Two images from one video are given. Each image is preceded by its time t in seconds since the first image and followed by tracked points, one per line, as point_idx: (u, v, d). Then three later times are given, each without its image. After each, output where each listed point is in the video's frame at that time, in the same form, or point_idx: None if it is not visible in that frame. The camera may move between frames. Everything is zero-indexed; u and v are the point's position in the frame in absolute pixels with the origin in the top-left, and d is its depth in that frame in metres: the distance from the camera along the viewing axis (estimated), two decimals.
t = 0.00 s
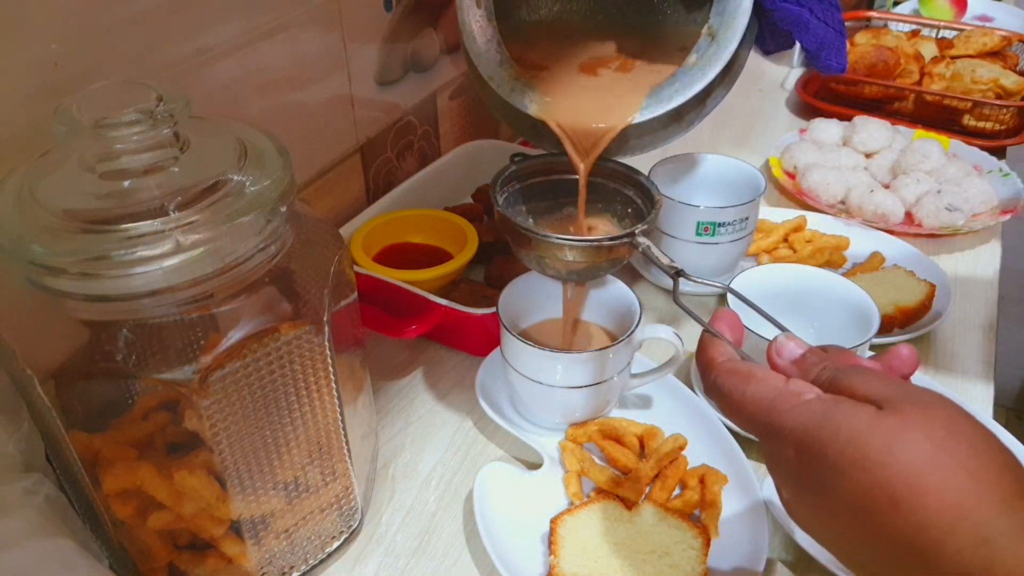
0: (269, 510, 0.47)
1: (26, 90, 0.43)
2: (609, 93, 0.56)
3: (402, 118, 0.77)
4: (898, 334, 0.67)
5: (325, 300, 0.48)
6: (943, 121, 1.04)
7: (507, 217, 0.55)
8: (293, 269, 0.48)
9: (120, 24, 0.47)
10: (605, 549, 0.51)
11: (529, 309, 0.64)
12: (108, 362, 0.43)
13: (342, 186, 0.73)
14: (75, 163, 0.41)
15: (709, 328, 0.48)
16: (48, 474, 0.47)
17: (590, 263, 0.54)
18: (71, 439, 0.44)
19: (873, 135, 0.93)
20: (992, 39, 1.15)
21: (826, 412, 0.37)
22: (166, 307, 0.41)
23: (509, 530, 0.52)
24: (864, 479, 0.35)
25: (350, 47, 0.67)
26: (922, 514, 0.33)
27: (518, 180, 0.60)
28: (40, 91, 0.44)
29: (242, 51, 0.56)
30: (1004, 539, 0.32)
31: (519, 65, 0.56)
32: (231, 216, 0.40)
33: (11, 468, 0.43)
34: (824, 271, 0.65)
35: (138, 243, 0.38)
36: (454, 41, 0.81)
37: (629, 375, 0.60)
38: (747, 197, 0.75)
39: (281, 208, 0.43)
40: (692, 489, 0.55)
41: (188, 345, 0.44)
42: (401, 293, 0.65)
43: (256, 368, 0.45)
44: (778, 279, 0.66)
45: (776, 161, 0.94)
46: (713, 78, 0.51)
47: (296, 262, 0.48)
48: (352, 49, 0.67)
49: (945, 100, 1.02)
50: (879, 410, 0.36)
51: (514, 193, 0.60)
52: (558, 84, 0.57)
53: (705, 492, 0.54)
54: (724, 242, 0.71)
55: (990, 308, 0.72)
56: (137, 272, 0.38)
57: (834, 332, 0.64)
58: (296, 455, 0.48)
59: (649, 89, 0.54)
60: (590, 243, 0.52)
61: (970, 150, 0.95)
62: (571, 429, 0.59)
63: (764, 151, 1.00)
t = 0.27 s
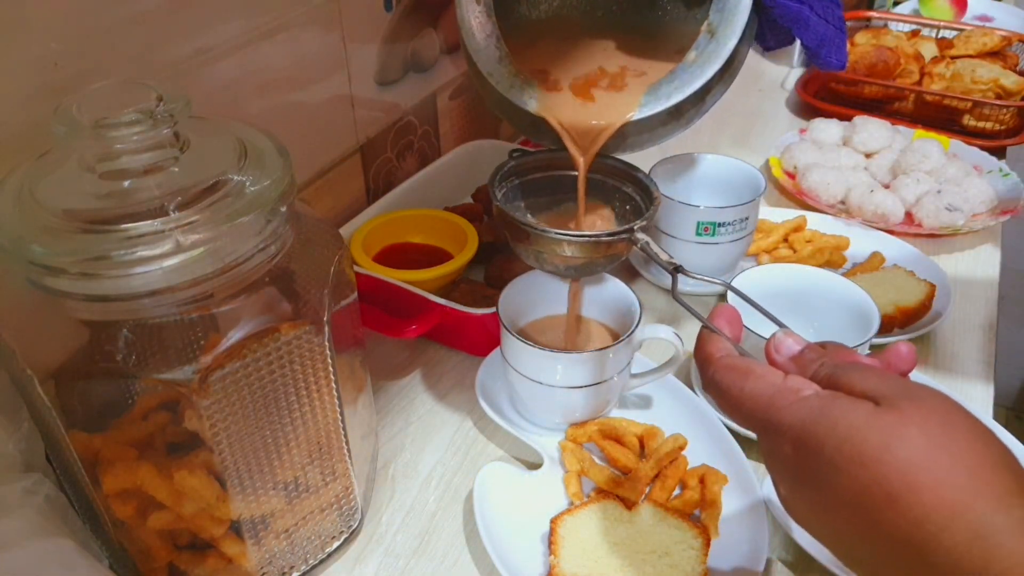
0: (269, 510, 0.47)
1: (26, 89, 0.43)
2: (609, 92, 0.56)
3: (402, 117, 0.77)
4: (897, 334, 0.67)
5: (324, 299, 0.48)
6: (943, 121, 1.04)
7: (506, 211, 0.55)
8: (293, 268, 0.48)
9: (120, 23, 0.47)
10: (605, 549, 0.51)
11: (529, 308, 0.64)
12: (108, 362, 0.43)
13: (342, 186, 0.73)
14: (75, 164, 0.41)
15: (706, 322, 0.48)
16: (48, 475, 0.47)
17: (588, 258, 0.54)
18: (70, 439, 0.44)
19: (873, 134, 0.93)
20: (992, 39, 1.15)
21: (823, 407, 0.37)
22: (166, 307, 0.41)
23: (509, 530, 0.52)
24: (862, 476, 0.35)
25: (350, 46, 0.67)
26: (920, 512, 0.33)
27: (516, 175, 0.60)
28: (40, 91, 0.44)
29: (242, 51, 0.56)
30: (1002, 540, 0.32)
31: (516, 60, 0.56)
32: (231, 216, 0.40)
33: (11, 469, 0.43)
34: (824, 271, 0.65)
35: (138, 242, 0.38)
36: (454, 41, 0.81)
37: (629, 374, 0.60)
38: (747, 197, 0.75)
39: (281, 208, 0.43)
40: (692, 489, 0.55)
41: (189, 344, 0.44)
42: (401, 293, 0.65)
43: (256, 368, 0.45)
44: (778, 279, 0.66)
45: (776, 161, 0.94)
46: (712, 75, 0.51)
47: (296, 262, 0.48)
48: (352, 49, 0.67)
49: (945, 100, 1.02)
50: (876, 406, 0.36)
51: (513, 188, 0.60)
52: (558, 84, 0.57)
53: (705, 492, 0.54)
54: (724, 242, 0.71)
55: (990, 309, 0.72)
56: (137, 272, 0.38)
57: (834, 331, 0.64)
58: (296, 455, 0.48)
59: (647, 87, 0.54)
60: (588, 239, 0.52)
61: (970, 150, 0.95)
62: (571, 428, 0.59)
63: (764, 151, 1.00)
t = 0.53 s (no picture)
0: (270, 510, 0.47)
1: (26, 90, 0.43)
2: (606, 94, 0.56)
3: (402, 118, 0.77)
4: (898, 334, 0.67)
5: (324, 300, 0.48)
6: (943, 121, 1.04)
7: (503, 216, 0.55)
8: (292, 269, 0.48)
9: (120, 24, 0.47)
10: (605, 549, 0.51)
11: (528, 309, 0.64)
12: (108, 361, 0.43)
13: (342, 187, 0.73)
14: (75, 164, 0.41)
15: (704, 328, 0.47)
16: (49, 475, 0.47)
17: (585, 262, 0.54)
18: (70, 439, 0.44)
19: (873, 134, 0.93)
20: (992, 39, 1.15)
21: (820, 414, 0.37)
22: (166, 307, 0.41)
23: (509, 530, 0.52)
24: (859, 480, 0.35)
25: (350, 47, 0.67)
26: (916, 516, 0.33)
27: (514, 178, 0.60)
28: (40, 91, 0.44)
29: (241, 51, 0.56)
30: (999, 539, 0.32)
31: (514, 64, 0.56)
32: (230, 216, 0.40)
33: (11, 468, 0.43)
34: (824, 271, 0.65)
35: (138, 242, 0.38)
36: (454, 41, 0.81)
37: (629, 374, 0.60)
38: (746, 197, 0.75)
39: (281, 208, 0.43)
40: (692, 489, 0.55)
41: (189, 344, 0.44)
42: (401, 293, 0.65)
43: (256, 368, 0.45)
44: (778, 279, 0.66)
45: (776, 161, 0.94)
46: (708, 78, 0.51)
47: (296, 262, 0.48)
48: (351, 49, 0.67)
49: (945, 100, 1.02)
50: (872, 411, 0.36)
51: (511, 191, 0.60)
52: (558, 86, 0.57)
53: (705, 492, 0.54)
54: (724, 242, 0.71)
55: (990, 308, 0.72)
56: (137, 272, 0.38)
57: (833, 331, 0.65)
58: (296, 455, 0.48)
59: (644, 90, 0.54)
60: (584, 243, 0.52)
61: (970, 150, 0.95)
62: (571, 429, 0.59)
63: (764, 151, 1.00)
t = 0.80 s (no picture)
0: (269, 510, 0.47)
1: (26, 90, 0.43)
2: (606, 99, 0.56)
3: (402, 117, 0.77)
4: (897, 334, 0.67)
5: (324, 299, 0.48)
6: (943, 121, 1.04)
7: (504, 218, 0.55)
8: (293, 269, 0.48)
9: (120, 24, 0.47)
10: (605, 549, 0.51)
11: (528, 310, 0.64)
12: (108, 361, 0.43)
13: (342, 186, 0.73)
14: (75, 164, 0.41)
15: (705, 331, 0.47)
16: (48, 475, 0.47)
17: (586, 265, 0.55)
18: (70, 439, 0.44)
19: (873, 134, 0.93)
20: (992, 39, 1.15)
21: (820, 416, 0.37)
22: (166, 307, 0.41)
23: (509, 530, 0.52)
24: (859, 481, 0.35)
25: (350, 46, 0.67)
26: (916, 515, 0.33)
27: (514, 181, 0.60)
28: (40, 91, 0.44)
29: (241, 51, 0.56)
30: (999, 539, 0.32)
31: (514, 70, 0.55)
32: (230, 216, 0.40)
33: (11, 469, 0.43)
34: (824, 270, 0.65)
35: (138, 242, 0.38)
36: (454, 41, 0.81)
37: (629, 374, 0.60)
38: (747, 197, 0.75)
39: (280, 208, 0.43)
40: (692, 489, 0.55)
41: (189, 344, 0.44)
42: (401, 293, 0.65)
43: (256, 368, 0.45)
44: (778, 279, 0.66)
45: (776, 161, 0.94)
46: (708, 82, 0.51)
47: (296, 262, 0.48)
48: (352, 49, 0.67)
49: (945, 100, 1.02)
50: (871, 415, 0.36)
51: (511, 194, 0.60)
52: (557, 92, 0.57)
53: (705, 492, 0.54)
54: (724, 242, 0.71)
55: (991, 308, 0.72)
56: (137, 272, 0.38)
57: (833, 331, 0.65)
58: (296, 455, 0.48)
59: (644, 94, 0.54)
60: (586, 246, 0.52)
61: (970, 150, 0.95)
62: (571, 428, 0.59)
63: (764, 151, 1.00)
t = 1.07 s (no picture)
0: (269, 510, 0.47)
1: (26, 90, 0.43)
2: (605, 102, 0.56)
3: (402, 118, 0.77)
4: (897, 334, 0.67)
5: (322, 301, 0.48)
6: (943, 121, 1.04)
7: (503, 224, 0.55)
8: (293, 269, 0.48)
9: (120, 24, 0.47)
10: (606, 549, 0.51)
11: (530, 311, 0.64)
12: (108, 362, 0.43)
13: (342, 186, 0.73)
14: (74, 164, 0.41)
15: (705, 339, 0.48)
16: (48, 475, 0.47)
17: (585, 271, 0.54)
18: (70, 438, 0.44)
19: (873, 135, 0.93)
20: (992, 39, 1.15)
21: (819, 423, 0.37)
22: (166, 307, 0.41)
23: (509, 530, 0.52)
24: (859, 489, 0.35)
25: (350, 47, 0.67)
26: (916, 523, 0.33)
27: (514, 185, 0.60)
28: (40, 91, 0.44)
29: (241, 51, 0.56)
30: (999, 541, 0.32)
31: (516, 74, 0.55)
32: (230, 216, 0.40)
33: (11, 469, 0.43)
34: (825, 271, 0.65)
35: (138, 242, 0.38)
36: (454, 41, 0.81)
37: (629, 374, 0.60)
38: (747, 197, 0.75)
39: (280, 208, 0.43)
40: (692, 489, 0.55)
41: (188, 344, 0.44)
42: (401, 293, 0.65)
43: (256, 368, 0.45)
44: (780, 279, 0.66)
45: (776, 161, 0.94)
46: (706, 86, 0.51)
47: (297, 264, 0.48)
48: (351, 49, 0.67)
49: (945, 100, 1.02)
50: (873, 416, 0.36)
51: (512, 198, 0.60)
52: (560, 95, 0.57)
53: (705, 492, 0.54)
54: (724, 242, 0.71)
55: (990, 309, 0.72)
56: (137, 272, 0.38)
57: (834, 331, 0.65)
58: (296, 456, 0.48)
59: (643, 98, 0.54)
60: (585, 252, 0.52)
61: (970, 150, 0.95)
62: (571, 428, 0.59)
63: (764, 151, 1.00)
